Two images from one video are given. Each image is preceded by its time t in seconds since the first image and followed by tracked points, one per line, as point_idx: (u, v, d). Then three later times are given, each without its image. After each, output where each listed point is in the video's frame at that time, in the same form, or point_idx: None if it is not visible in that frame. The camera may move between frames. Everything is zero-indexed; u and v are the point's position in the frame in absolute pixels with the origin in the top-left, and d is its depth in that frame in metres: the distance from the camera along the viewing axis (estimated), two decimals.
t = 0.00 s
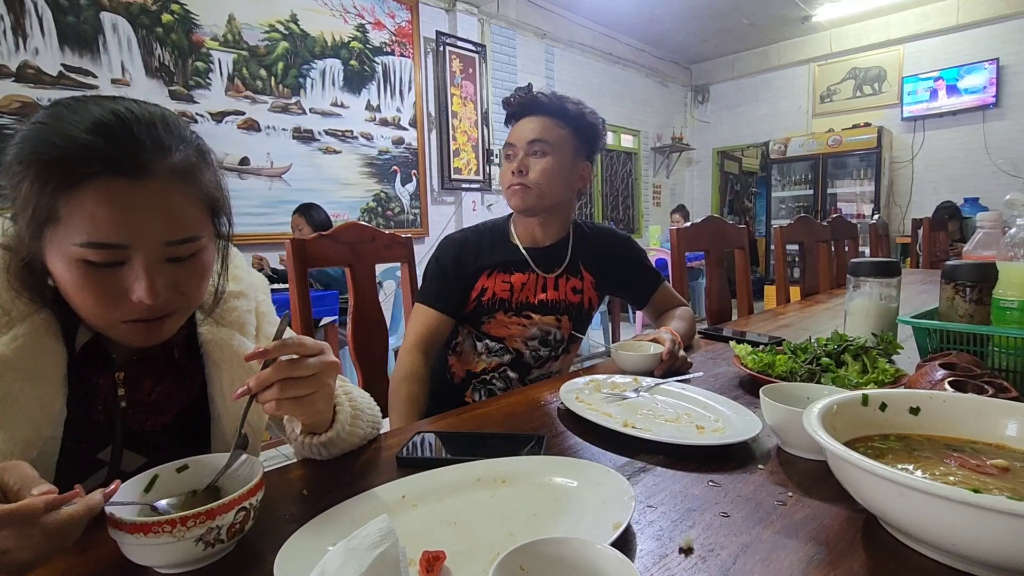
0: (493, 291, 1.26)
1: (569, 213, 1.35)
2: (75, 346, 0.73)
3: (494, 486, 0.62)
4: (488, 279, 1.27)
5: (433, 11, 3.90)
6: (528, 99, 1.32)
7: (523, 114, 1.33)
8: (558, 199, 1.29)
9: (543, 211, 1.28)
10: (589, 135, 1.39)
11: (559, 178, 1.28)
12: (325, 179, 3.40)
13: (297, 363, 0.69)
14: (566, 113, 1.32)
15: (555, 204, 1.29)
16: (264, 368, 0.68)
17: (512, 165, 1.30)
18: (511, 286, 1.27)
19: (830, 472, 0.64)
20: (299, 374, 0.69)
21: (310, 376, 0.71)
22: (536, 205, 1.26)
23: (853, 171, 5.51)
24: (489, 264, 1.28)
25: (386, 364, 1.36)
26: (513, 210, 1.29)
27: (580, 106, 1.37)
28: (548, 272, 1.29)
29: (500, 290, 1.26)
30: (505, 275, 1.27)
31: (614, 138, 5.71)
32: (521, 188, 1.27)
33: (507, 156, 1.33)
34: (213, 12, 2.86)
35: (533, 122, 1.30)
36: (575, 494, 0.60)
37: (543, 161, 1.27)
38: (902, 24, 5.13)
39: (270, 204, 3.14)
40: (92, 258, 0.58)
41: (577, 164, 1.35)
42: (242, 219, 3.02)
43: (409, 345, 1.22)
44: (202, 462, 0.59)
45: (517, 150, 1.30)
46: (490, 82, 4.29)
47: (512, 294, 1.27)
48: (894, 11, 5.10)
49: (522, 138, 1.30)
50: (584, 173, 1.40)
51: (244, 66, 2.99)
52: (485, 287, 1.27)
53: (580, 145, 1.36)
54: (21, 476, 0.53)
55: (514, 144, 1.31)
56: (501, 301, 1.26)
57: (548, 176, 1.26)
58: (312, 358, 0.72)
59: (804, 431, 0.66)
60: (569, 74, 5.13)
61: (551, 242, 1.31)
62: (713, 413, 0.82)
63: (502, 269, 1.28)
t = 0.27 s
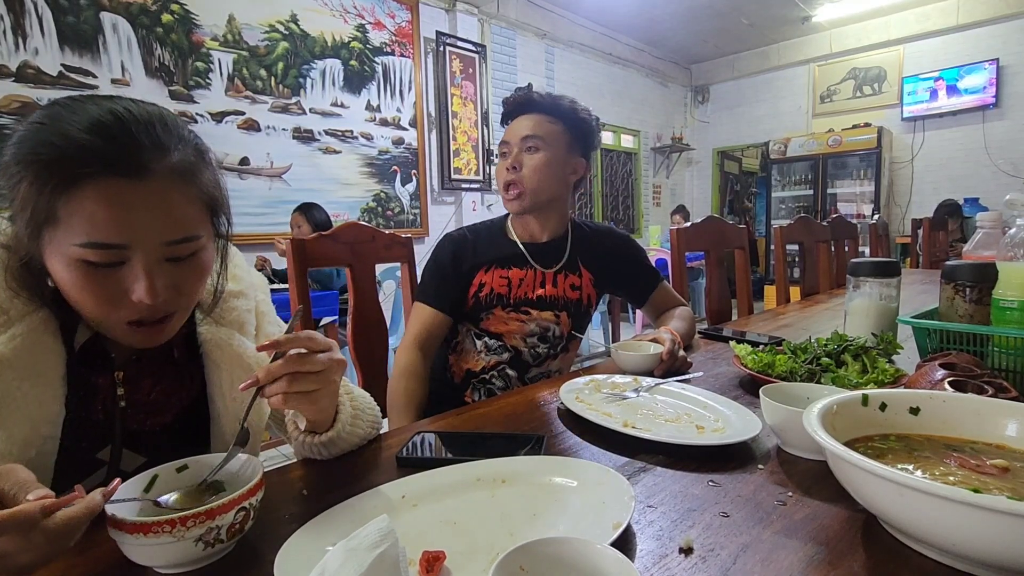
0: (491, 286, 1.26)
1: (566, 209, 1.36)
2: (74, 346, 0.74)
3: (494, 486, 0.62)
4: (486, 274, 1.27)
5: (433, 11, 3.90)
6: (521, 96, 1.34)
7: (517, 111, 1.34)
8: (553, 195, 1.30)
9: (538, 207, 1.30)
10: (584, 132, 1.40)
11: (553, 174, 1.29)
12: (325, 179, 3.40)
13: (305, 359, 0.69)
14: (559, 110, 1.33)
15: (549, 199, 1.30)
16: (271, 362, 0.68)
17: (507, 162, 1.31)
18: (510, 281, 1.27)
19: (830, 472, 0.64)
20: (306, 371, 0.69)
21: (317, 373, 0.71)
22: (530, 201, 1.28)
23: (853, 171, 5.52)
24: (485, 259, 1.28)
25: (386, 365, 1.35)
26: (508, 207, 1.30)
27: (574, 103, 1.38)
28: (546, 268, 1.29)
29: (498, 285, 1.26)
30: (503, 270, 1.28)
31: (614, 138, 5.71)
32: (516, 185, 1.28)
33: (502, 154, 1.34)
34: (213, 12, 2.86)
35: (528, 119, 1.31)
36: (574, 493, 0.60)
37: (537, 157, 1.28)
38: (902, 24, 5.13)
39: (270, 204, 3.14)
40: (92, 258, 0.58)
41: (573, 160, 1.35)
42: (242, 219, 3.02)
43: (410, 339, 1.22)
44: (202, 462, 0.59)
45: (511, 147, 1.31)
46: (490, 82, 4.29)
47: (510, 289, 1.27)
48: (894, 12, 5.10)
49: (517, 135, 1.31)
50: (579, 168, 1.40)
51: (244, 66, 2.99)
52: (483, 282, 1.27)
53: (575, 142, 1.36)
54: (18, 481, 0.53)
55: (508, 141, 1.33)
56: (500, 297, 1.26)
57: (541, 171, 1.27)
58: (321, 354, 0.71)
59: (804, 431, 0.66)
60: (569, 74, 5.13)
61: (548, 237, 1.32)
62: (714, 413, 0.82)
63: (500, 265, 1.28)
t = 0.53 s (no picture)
0: (490, 284, 1.27)
1: (564, 207, 1.36)
2: (73, 345, 0.74)
3: (494, 486, 0.62)
4: (485, 272, 1.28)
5: (433, 11, 3.90)
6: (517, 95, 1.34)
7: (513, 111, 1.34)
8: (551, 193, 1.30)
9: (537, 206, 1.30)
10: (581, 129, 1.40)
11: (551, 173, 1.29)
12: (325, 179, 3.40)
13: (318, 351, 0.70)
14: (556, 109, 1.33)
15: (547, 198, 1.30)
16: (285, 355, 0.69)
17: (504, 163, 1.31)
18: (509, 279, 1.27)
19: (831, 472, 0.64)
20: (320, 362, 0.70)
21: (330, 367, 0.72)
22: (529, 199, 1.28)
23: (853, 171, 5.51)
24: (485, 258, 1.29)
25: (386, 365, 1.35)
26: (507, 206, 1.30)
27: (570, 102, 1.38)
28: (546, 266, 1.29)
29: (497, 284, 1.27)
30: (502, 268, 1.28)
31: (614, 138, 5.71)
32: (513, 186, 1.28)
33: (500, 155, 1.34)
34: (213, 12, 2.86)
35: (525, 119, 1.32)
36: (574, 493, 0.60)
37: (534, 157, 1.28)
38: (902, 24, 5.13)
39: (270, 204, 3.14)
40: (92, 257, 0.58)
41: (570, 158, 1.35)
42: (242, 219, 3.02)
43: (409, 338, 1.23)
44: (202, 462, 0.59)
45: (509, 147, 1.32)
46: (490, 82, 4.29)
47: (509, 288, 1.27)
48: (894, 11, 5.10)
49: (514, 135, 1.31)
50: (576, 166, 1.40)
51: (244, 66, 2.99)
52: (482, 281, 1.28)
53: (573, 140, 1.36)
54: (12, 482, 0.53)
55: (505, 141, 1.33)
56: (499, 295, 1.26)
57: (538, 169, 1.27)
58: (332, 348, 0.72)
59: (804, 431, 0.66)
60: (569, 74, 5.13)
61: (547, 236, 1.32)
62: (714, 413, 0.82)
63: (499, 263, 1.29)
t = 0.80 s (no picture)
0: (490, 283, 1.27)
1: (564, 207, 1.36)
2: (73, 345, 0.74)
3: (494, 486, 0.62)
4: (485, 271, 1.28)
5: (433, 11, 3.90)
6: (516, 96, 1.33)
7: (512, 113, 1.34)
8: (551, 194, 1.30)
9: (537, 207, 1.30)
10: (581, 130, 1.40)
11: (550, 174, 1.29)
12: (325, 179, 3.40)
13: (336, 361, 0.73)
14: (554, 110, 1.33)
15: (548, 198, 1.30)
16: (304, 364, 0.72)
17: (504, 165, 1.31)
18: (509, 278, 1.27)
19: (831, 472, 0.64)
20: (336, 372, 0.74)
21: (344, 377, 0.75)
22: (529, 200, 1.28)
23: (853, 171, 5.51)
24: (485, 257, 1.29)
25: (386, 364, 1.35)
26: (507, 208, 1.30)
27: (568, 103, 1.38)
28: (546, 266, 1.29)
29: (497, 283, 1.27)
30: (502, 267, 1.28)
31: (614, 138, 5.71)
32: (513, 187, 1.28)
33: (499, 157, 1.34)
34: (213, 12, 2.86)
35: (524, 120, 1.32)
36: (574, 493, 0.60)
37: (534, 158, 1.28)
38: (902, 24, 5.13)
39: (270, 204, 3.14)
40: (92, 256, 0.58)
41: (569, 158, 1.35)
42: (242, 219, 3.02)
43: (408, 337, 1.24)
44: (203, 462, 0.59)
45: (508, 149, 1.32)
46: (490, 82, 4.29)
47: (509, 286, 1.27)
48: (894, 11, 5.10)
49: (514, 137, 1.31)
50: (576, 167, 1.40)
51: (244, 66, 2.99)
52: (482, 280, 1.28)
53: (572, 141, 1.36)
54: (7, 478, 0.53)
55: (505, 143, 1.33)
56: (499, 293, 1.26)
57: (538, 171, 1.27)
58: (348, 358, 0.76)
59: (804, 431, 0.66)
60: (569, 74, 5.13)
61: (547, 236, 1.32)
62: (714, 413, 0.82)
63: (498, 262, 1.29)
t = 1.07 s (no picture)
0: (491, 283, 1.27)
1: (564, 207, 1.36)
2: (74, 347, 0.74)
3: (494, 486, 0.62)
4: (486, 271, 1.28)
5: (433, 11, 3.90)
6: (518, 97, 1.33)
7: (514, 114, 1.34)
8: (552, 195, 1.30)
9: (538, 208, 1.30)
10: (582, 131, 1.40)
11: (551, 175, 1.29)
12: (325, 179, 3.40)
13: (341, 366, 0.74)
14: (556, 112, 1.33)
15: (549, 200, 1.30)
16: (311, 369, 0.73)
17: (505, 167, 1.31)
18: (509, 278, 1.27)
19: (831, 472, 0.64)
20: (343, 375, 0.75)
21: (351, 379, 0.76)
22: (530, 202, 1.28)
23: (853, 171, 5.51)
24: (485, 256, 1.29)
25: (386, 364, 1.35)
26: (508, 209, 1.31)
27: (570, 104, 1.38)
28: (547, 265, 1.29)
29: (498, 282, 1.27)
30: (502, 267, 1.28)
31: (614, 138, 5.71)
32: (514, 189, 1.28)
33: (500, 157, 1.34)
34: (213, 12, 2.86)
35: (525, 121, 1.31)
36: (574, 493, 0.60)
37: (535, 159, 1.28)
38: (902, 24, 5.13)
39: (270, 204, 3.14)
40: (92, 256, 0.58)
41: (569, 159, 1.35)
42: (242, 219, 3.02)
43: (408, 336, 1.24)
44: (204, 463, 0.60)
45: (510, 150, 1.32)
46: (490, 82, 4.29)
47: (509, 286, 1.27)
48: (894, 11, 5.09)
49: (515, 138, 1.31)
50: (576, 168, 1.40)
51: (244, 66, 2.99)
52: (482, 279, 1.28)
53: (572, 142, 1.36)
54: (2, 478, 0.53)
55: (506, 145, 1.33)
56: (499, 293, 1.26)
57: (540, 173, 1.27)
58: (354, 362, 0.76)
59: (804, 431, 0.66)
60: (569, 74, 5.13)
61: (548, 236, 1.32)
62: (714, 413, 0.82)
63: (499, 261, 1.29)
